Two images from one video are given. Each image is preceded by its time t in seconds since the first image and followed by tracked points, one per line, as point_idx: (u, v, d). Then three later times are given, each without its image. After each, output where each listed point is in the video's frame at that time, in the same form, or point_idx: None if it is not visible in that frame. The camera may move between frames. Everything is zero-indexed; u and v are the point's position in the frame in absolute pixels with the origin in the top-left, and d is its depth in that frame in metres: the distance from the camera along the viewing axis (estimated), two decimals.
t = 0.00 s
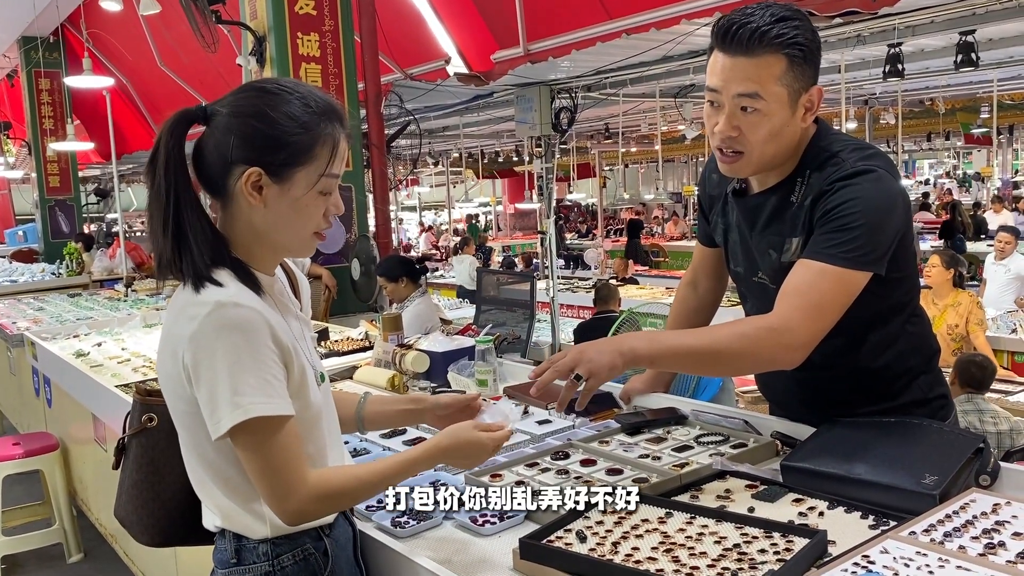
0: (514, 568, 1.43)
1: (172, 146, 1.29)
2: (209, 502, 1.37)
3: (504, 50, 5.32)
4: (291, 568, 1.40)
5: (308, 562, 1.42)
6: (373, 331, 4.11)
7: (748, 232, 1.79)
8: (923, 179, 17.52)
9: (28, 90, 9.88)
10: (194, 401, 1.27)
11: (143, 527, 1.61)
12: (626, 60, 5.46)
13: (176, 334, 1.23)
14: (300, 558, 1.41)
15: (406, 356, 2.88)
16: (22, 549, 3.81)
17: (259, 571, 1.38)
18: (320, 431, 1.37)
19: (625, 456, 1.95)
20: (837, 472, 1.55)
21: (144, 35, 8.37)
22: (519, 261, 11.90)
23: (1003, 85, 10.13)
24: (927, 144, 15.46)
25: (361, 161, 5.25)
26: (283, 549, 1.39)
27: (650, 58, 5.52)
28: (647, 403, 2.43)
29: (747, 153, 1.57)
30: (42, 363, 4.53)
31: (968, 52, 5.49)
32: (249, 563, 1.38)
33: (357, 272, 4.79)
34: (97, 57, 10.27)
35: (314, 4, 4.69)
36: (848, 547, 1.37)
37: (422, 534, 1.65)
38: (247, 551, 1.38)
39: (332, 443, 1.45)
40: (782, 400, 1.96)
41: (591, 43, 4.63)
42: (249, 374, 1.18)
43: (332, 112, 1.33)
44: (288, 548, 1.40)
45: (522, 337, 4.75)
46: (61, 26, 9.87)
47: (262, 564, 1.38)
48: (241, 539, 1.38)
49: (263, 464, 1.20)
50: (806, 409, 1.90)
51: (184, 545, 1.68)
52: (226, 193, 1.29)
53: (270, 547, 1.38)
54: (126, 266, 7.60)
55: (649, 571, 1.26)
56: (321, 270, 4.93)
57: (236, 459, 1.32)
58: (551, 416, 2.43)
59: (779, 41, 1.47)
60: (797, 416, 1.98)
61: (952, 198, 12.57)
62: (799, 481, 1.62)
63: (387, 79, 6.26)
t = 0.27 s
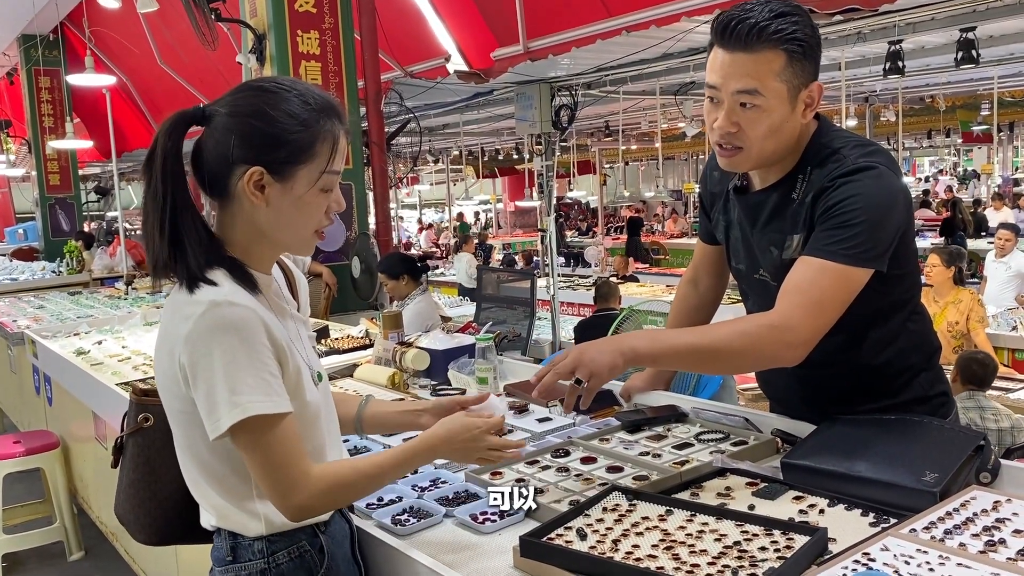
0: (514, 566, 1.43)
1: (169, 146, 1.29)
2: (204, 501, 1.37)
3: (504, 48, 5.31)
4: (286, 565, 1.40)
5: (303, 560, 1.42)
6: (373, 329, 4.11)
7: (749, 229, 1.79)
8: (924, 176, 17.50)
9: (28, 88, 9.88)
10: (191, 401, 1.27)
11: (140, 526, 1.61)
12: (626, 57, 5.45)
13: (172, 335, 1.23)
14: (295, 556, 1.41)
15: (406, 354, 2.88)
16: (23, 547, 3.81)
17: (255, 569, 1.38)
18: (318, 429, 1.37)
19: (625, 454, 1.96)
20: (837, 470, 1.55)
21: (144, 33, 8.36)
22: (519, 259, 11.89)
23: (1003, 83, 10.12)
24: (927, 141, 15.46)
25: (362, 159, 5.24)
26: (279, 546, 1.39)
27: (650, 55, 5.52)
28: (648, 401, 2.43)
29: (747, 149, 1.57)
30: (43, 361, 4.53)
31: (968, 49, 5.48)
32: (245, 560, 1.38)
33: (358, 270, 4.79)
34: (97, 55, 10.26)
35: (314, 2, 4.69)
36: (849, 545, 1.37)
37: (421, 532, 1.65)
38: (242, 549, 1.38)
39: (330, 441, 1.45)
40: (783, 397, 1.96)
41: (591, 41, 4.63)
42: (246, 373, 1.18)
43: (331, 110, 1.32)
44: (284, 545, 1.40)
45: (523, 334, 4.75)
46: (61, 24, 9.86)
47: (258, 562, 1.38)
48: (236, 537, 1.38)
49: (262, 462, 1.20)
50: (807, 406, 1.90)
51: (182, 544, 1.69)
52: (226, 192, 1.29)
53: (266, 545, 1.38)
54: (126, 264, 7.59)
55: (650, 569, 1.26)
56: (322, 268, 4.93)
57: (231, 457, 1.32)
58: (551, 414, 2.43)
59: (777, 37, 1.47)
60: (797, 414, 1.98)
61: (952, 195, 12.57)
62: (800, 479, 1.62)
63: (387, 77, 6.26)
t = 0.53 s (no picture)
0: (516, 564, 1.43)
1: (170, 147, 1.29)
2: (204, 499, 1.37)
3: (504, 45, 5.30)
4: (285, 562, 1.40)
5: (302, 557, 1.42)
6: (374, 327, 4.11)
7: (753, 228, 1.80)
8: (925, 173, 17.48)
9: (28, 86, 9.87)
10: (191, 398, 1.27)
11: (143, 521, 1.61)
12: (627, 54, 5.45)
13: (172, 333, 1.23)
14: (294, 552, 1.41)
15: (407, 352, 2.89)
16: (25, 545, 3.81)
17: (254, 566, 1.38)
18: (317, 428, 1.37)
19: (627, 451, 1.96)
20: (838, 466, 1.55)
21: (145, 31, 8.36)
22: (520, 256, 11.89)
23: (1004, 79, 10.11)
24: (928, 138, 15.42)
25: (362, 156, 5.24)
26: (278, 543, 1.39)
27: (651, 52, 5.51)
28: (648, 398, 2.43)
29: (752, 163, 1.58)
30: (44, 359, 4.53)
31: (969, 45, 5.47)
32: (244, 557, 1.39)
33: (358, 268, 4.79)
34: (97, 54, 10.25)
35: None
36: (850, 542, 1.37)
37: (423, 529, 1.65)
38: (241, 545, 1.38)
39: (330, 440, 1.45)
40: (784, 394, 1.96)
41: (591, 38, 4.61)
42: (244, 370, 1.18)
43: (330, 104, 1.32)
44: (282, 542, 1.40)
45: (523, 332, 4.75)
46: (61, 22, 9.86)
47: (257, 559, 1.38)
48: (235, 534, 1.39)
49: (261, 459, 1.20)
50: (808, 402, 1.90)
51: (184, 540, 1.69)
52: (227, 190, 1.29)
53: (265, 542, 1.38)
54: (127, 262, 7.59)
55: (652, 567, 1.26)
56: (323, 265, 4.93)
57: (231, 455, 1.33)
58: (552, 411, 2.43)
59: (777, 52, 1.46)
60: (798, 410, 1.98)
61: (953, 192, 12.55)
62: (801, 475, 1.63)
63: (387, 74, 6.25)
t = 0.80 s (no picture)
0: (517, 561, 1.43)
1: (171, 141, 1.28)
2: (205, 496, 1.37)
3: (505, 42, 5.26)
4: (285, 561, 1.40)
5: (302, 556, 1.41)
6: (374, 324, 4.11)
7: (754, 223, 1.77)
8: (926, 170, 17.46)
9: (28, 83, 9.86)
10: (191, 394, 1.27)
11: (144, 519, 1.61)
12: (628, 51, 5.44)
13: (172, 328, 1.23)
14: (294, 551, 1.40)
15: (407, 349, 2.88)
16: (26, 542, 3.82)
17: (253, 564, 1.38)
18: (317, 426, 1.37)
19: (627, 449, 1.96)
20: (840, 464, 1.55)
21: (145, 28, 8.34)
22: (521, 254, 11.89)
23: (1006, 75, 10.09)
24: (930, 135, 15.40)
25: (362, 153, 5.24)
26: (277, 541, 1.39)
27: (651, 49, 5.50)
28: (649, 396, 2.42)
29: (751, 139, 1.56)
30: (44, 357, 4.53)
31: (971, 41, 5.45)
32: (244, 555, 1.38)
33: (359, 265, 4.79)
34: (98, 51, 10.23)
35: None
36: (852, 540, 1.37)
37: (423, 527, 1.64)
38: (241, 543, 1.38)
39: (330, 438, 1.44)
40: (785, 391, 1.96)
41: (592, 35, 4.61)
42: (243, 367, 1.18)
43: (332, 103, 1.31)
44: (282, 541, 1.39)
45: (524, 329, 4.75)
46: (61, 20, 9.84)
47: (257, 556, 1.38)
48: (235, 532, 1.39)
49: (260, 456, 1.20)
50: (809, 399, 1.89)
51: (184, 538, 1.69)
52: (229, 186, 1.28)
53: (265, 540, 1.38)
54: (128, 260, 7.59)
55: (654, 565, 1.25)
56: (324, 262, 4.92)
57: (231, 452, 1.32)
58: (553, 407, 2.42)
59: (778, 24, 1.47)
60: (799, 408, 1.98)
61: (954, 188, 12.53)
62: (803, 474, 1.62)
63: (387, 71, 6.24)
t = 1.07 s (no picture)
0: (516, 559, 1.43)
1: (169, 137, 1.27)
2: (204, 494, 1.37)
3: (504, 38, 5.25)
4: (284, 559, 1.39)
5: (302, 554, 1.41)
6: (375, 322, 4.11)
7: (756, 215, 1.76)
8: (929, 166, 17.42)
9: (29, 81, 9.86)
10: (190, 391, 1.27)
11: (143, 517, 1.60)
12: (629, 47, 5.42)
13: (170, 325, 1.22)
14: (293, 550, 1.40)
15: (407, 347, 2.88)
16: (27, 540, 3.82)
17: (253, 562, 1.38)
18: (316, 424, 1.37)
19: (627, 446, 1.95)
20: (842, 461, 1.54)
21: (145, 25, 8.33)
22: (522, 250, 11.88)
23: (1008, 71, 10.06)
24: (931, 131, 15.36)
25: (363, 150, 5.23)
26: (277, 540, 1.39)
27: (652, 45, 5.49)
28: (648, 393, 2.41)
29: (746, 117, 1.57)
30: (45, 355, 4.54)
31: (973, 37, 5.43)
32: (243, 554, 1.38)
33: (359, 262, 4.78)
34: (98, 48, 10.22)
35: None
36: (852, 537, 1.36)
37: (423, 525, 1.64)
38: (240, 542, 1.38)
39: (329, 437, 1.44)
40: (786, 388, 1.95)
41: (592, 31, 4.59)
42: (242, 365, 1.17)
43: (331, 99, 1.31)
44: (282, 539, 1.39)
45: (525, 326, 4.75)
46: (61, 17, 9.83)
47: (256, 555, 1.38)
48: (234, 530, 1.38)
49: (259, 454, 1.19)
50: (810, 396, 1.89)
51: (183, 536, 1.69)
52: (228, 183, 1.27)
53: (264, 538, 1.38)
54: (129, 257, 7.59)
55: (654, 563, 1.25)
56: (324, 259, 4.91)
57: (231, 450, 1.32)
58: (553, 404, 2.42)
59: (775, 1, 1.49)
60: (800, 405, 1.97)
61: (956, 185, 12.51)
62: (805, 471, 1.62)
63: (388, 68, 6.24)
